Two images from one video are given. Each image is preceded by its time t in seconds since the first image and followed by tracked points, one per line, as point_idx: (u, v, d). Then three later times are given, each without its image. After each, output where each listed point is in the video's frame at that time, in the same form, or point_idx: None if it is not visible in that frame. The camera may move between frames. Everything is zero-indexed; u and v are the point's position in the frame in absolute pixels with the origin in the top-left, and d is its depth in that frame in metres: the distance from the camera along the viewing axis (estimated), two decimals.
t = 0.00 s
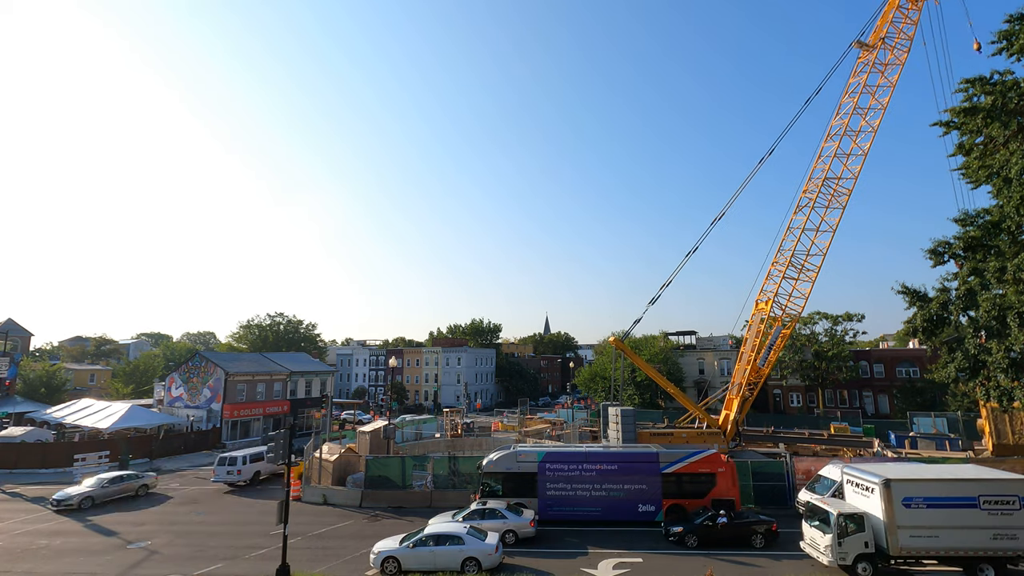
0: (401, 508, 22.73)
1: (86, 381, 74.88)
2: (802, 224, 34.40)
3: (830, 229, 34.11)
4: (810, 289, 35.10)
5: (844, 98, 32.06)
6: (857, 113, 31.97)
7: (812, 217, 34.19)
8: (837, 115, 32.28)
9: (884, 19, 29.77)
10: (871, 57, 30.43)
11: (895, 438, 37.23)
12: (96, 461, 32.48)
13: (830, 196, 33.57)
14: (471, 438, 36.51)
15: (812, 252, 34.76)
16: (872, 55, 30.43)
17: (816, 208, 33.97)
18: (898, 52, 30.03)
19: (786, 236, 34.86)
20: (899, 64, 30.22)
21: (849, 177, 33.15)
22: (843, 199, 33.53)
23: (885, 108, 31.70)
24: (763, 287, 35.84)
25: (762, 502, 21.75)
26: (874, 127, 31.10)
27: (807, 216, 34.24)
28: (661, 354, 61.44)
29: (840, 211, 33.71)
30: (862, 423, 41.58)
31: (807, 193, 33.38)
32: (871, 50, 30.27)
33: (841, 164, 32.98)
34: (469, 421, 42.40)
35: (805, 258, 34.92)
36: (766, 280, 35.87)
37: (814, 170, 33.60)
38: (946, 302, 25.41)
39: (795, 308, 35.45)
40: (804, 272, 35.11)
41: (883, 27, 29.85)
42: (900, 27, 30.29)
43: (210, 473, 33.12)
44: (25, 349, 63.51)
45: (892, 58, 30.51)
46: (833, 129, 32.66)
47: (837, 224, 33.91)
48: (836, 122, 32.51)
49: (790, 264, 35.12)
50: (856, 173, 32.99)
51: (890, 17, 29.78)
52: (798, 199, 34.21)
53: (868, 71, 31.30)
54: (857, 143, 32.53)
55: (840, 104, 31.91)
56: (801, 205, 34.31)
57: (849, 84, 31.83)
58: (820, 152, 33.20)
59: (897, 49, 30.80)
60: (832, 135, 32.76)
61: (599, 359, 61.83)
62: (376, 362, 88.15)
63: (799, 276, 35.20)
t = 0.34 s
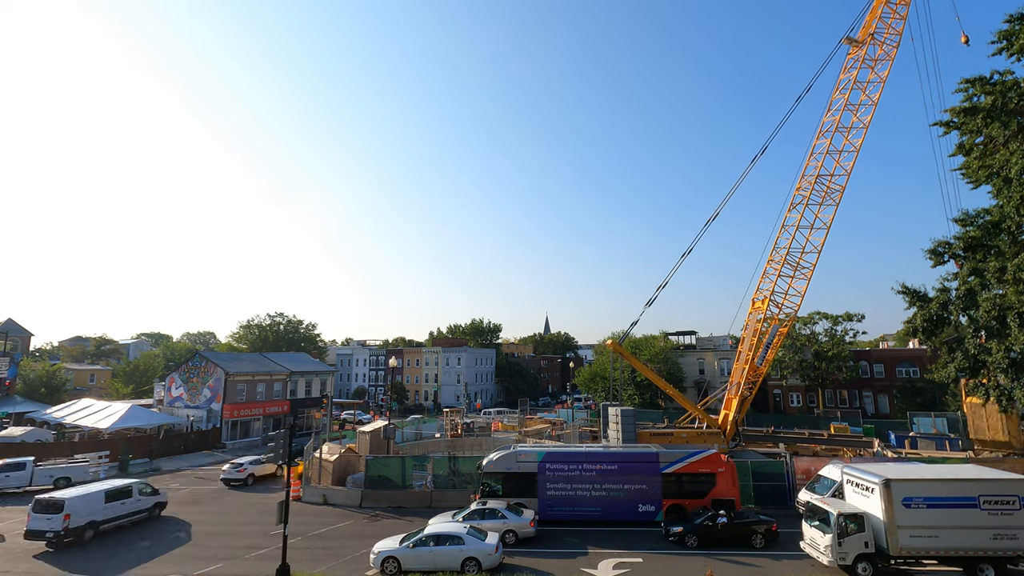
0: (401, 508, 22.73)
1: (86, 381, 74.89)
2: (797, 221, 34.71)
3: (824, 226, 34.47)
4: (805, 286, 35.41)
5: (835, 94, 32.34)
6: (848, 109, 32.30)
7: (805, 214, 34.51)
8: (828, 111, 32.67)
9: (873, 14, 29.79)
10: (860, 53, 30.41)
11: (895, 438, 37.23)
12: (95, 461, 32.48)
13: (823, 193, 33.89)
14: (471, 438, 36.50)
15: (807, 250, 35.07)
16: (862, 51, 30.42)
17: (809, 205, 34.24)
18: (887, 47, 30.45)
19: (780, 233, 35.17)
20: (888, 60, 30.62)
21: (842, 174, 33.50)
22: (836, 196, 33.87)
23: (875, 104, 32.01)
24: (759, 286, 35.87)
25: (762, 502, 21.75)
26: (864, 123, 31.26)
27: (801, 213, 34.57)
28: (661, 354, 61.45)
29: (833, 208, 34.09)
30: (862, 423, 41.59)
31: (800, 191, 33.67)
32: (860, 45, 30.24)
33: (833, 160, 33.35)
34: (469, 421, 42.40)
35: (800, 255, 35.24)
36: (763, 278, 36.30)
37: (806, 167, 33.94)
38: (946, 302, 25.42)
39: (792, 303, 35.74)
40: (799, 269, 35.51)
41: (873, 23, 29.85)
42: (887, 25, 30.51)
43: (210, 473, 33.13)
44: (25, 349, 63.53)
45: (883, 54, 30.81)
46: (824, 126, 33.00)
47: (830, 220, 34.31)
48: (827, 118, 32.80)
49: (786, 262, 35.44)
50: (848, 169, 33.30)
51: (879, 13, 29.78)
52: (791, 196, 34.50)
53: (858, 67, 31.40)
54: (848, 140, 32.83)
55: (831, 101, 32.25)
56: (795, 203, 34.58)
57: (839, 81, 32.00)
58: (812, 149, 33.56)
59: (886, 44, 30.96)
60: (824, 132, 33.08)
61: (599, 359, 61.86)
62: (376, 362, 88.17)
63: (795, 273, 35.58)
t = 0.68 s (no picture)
0: (401, 508, 22.73)
1: (86, 381, 74.87)
2: (792, 218, 34.73)
3: (819, 223, 34.50)
4: (801, 284, 35.50)
5: (827, 92, 32.55)
6: (839, 107, 32.38)
7: (799, 212, 34.58)
8: (819, 109, 32.87)
9: (862, 11, 29.81)
10: (850, 50, 30.42)
11: (895, 438, 37.20)
12: (96, 461, 32.47)
13: (817, 189, 34.02)
14: (471, 438, 36.50)
15: (802, 248, 35.12)
16: (852, 48, 30.42)
17: (804, 203, 34.30)
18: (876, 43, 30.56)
19: (775, 231, 35.19)
20: (878, 56, 30.70)
21: (835, 171, 33.62)
22: (830, 193, 34.00)
23: (865, 100, 32.06)
24: (756, 285, 35.86)
25: (762, 502, 21.76)
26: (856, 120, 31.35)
27: (795, 211, 34.63)
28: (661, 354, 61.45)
29: (827, 205, 34.14)
30: (862, 423, 41.58)
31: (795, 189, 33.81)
32: (850, 42, 30.25)
33: (826, 158, 33.45)
34: (469, 421, 42.40)
35: (795, 253, 35.24)
36: (758, 277, 36.22)
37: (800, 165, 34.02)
38: (946, 302, 25.43)
39: (788, 302, 35.72)
40: (794, 267, 35.44)
41: (862, 20, 29.86)
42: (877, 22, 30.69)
43: (210, 473, 33.14)
44: (25, 349, 63.52)
45: (872, 50, 31.04)
46: (817, 123, 33.05)
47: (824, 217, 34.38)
48: (819, 116, 32.93)
49: (781, 260, 35.36)
50: (842, 166, 33.53)
51: (868, 10, 29.81)
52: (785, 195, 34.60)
53: (849, 64, 31.46)
54: (841, 136, 32.87)
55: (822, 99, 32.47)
56: (790, 201, 34.68)
57: (830, 78, 32.23)
58: (804, 147, 33.57)
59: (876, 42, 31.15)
60: (816, 129, 33.10)
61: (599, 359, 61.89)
62: (376, 362, 88.16)
63: (791, 271, 35.50)
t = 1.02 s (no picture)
0: (401, 508, 22.73)
1: (86, 381, 74.88)
2: (788, 218, 35.63)
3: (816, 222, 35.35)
4: (797, 283, 36.20)
5: (820, 90, 33.76)
6: (833, 104, 33.62)
7: (795, 212, 35.48)
8: (814, 107, 34.01)
9: (854, 10, 29.77)
10: (843, 49, 30.44)
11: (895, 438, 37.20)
12: (96, 460, 32.47)
13: (812, 189, 34.92)
14: (471, 439, 36.49)
15: (798, 247, 35.93)
16: (844, 47, 30.42)
17: (799, 202, 35.22)
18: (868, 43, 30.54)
19: (773, 231, 36.07)
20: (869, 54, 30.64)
21: (829, 169, 34.58)
22: (825, 192, 34.90)
23: (859, 99, 33.30)
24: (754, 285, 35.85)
25: (762, 502, 21.76)
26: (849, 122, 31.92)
27: (791, 211, 35.52)
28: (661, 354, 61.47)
29: (821, 204, 35.08)
30: (862, 423, 41.56)
31: (789, 189, 34.64)
32: (843, 41, 30.26)
33: (821, 157, 34.37)
34: (469, 421, 42.38)
35: (793, 252, 36.02)
36: (756, 277, 36.91)
37: (796, 164, 34.94)
38: (946, 302, 25.43)
39: (785, 301, 36.42)
40: (791, 267, 36.14)
41: (854, 19, 29.87)
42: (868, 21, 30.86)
43: (210, 473, 33.14)
44: (25, 349, 63.56)
45: (864, 49, 32.28)
46: (811, 122, 34.18)
47: (820, 216, 35.31)
48: (813, 115, 34.13)
49: (777, 260, 36.23)
50: (836, 164, 34.41)
51: (860, 9, 29.78)
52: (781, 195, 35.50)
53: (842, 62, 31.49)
54: (835, 135, 34.05)
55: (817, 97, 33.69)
56: (786, 200, 35.53)
57: (824, 77, 33.39)
58: (800, 147, 34.59)
59: (868, 41, 32.05)
60: (811, 128, 34.21)
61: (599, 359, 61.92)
62: (376, 362, 88.16)
63: (787, 270, 36.25)
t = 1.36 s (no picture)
0: (401, 508, 22.72)
1: (86, 381, 74.87)
2: (784, 217, 34.94)
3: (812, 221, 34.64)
4: (796, 282, 35.53)
5: (817, 89, 32.89)
6: (828, 103, 32.74)
7: (792, 210, 34.80)
8: (809, 106, 33.16)
9: (848, 8, 29.78)
10: (838, 47, 30.41)
11: (895, 438, 37.20)
12: (96, 461, 32.46)
13: (808, 188, 34.18)
14: (471, 438, 36.48)
15: (796, 247, 35.14)
16: (840, 44, 30.40)
17: (797, 200, 34.53)
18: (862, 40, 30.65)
19: (768, 230, 35.44)
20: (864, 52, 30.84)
21: (826, 167, 33.72)
22: (821, 190, 34.11)
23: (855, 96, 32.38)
24: (752, 284, 35.81)
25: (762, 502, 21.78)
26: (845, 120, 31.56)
27: (788, 209, 34.86)
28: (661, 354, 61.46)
29: (818, 202, 34.31)
30: (862, 423, 41.55)
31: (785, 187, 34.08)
32: (838, 39, 30.25)
33: (817, 154, 33.55)
34: (469, 421, 42.38)
35: (789, 251, 35.27)
36: (753, 276, 36.39)
37: (792, 163, 34.20)
38: (946, 302, 25.43)
39: (783, 301, 35.76)
40: (788, 265, 35.54)
41: (848, 17, 29.88)
42: (863, 19, 30.72)
43: (210, 473, 33.13)
44: (25, 349, 63.55)
45: (859, 47, 31.63)
46: (807, 120, 33.31)
47: (817, 214, 34.52)
48: (808, 112, 33.26)
49: (775, 259, 35.56)
50: (833, 162, 33.46)
51: (855, 7, 29.78)
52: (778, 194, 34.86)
53: (837, 60, 31.46)
54: (830, 133, 33.09)
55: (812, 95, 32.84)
56: (783, 198, 34.89)
57: (818, 74, 32.55)
58: (795, 144, 33.82)
59: (862, 38, 31.41)
60: (806, 126, 33.32)
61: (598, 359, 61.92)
62: (376, 362, 88.18)
63: (785, 268, 35.65)
